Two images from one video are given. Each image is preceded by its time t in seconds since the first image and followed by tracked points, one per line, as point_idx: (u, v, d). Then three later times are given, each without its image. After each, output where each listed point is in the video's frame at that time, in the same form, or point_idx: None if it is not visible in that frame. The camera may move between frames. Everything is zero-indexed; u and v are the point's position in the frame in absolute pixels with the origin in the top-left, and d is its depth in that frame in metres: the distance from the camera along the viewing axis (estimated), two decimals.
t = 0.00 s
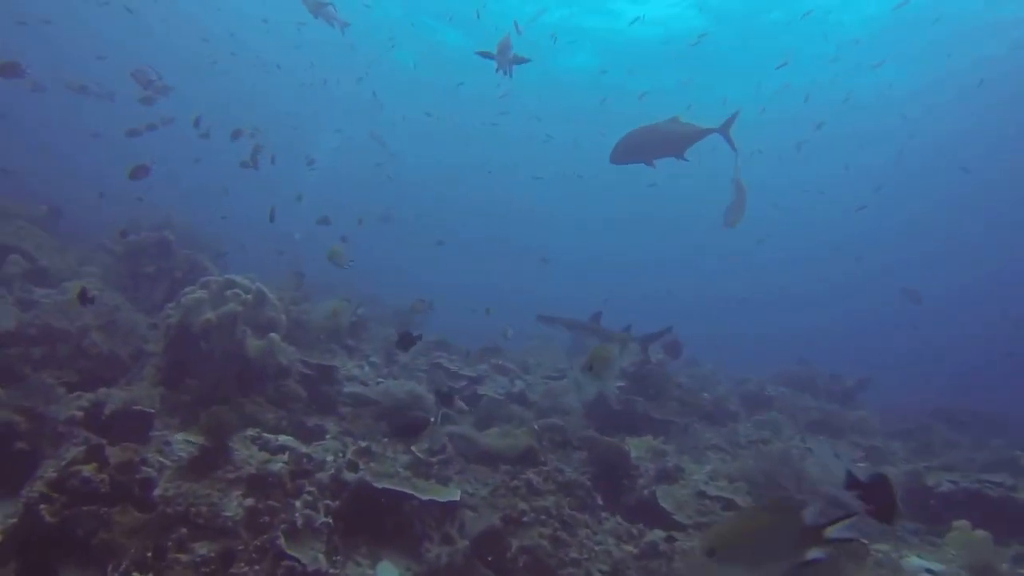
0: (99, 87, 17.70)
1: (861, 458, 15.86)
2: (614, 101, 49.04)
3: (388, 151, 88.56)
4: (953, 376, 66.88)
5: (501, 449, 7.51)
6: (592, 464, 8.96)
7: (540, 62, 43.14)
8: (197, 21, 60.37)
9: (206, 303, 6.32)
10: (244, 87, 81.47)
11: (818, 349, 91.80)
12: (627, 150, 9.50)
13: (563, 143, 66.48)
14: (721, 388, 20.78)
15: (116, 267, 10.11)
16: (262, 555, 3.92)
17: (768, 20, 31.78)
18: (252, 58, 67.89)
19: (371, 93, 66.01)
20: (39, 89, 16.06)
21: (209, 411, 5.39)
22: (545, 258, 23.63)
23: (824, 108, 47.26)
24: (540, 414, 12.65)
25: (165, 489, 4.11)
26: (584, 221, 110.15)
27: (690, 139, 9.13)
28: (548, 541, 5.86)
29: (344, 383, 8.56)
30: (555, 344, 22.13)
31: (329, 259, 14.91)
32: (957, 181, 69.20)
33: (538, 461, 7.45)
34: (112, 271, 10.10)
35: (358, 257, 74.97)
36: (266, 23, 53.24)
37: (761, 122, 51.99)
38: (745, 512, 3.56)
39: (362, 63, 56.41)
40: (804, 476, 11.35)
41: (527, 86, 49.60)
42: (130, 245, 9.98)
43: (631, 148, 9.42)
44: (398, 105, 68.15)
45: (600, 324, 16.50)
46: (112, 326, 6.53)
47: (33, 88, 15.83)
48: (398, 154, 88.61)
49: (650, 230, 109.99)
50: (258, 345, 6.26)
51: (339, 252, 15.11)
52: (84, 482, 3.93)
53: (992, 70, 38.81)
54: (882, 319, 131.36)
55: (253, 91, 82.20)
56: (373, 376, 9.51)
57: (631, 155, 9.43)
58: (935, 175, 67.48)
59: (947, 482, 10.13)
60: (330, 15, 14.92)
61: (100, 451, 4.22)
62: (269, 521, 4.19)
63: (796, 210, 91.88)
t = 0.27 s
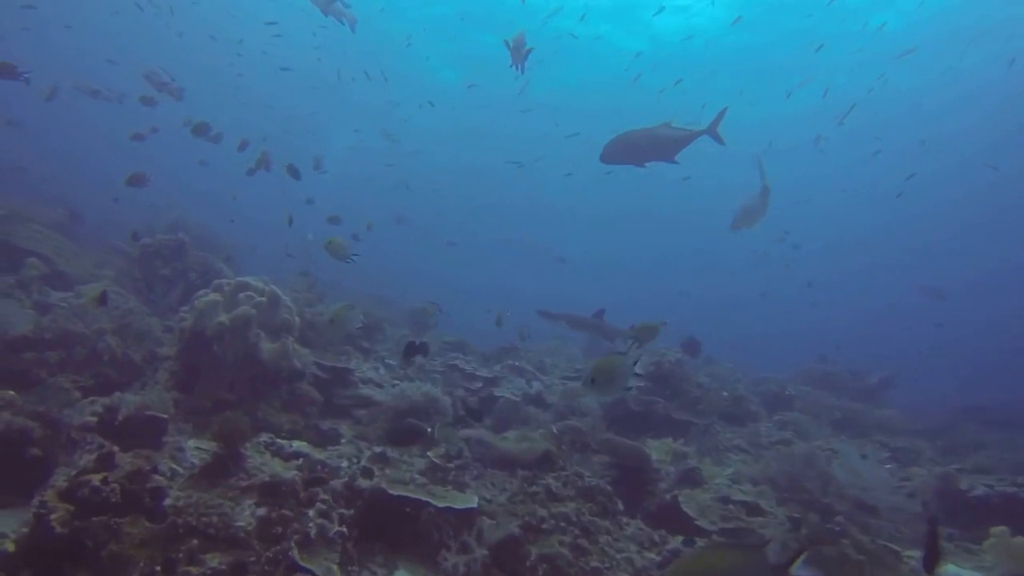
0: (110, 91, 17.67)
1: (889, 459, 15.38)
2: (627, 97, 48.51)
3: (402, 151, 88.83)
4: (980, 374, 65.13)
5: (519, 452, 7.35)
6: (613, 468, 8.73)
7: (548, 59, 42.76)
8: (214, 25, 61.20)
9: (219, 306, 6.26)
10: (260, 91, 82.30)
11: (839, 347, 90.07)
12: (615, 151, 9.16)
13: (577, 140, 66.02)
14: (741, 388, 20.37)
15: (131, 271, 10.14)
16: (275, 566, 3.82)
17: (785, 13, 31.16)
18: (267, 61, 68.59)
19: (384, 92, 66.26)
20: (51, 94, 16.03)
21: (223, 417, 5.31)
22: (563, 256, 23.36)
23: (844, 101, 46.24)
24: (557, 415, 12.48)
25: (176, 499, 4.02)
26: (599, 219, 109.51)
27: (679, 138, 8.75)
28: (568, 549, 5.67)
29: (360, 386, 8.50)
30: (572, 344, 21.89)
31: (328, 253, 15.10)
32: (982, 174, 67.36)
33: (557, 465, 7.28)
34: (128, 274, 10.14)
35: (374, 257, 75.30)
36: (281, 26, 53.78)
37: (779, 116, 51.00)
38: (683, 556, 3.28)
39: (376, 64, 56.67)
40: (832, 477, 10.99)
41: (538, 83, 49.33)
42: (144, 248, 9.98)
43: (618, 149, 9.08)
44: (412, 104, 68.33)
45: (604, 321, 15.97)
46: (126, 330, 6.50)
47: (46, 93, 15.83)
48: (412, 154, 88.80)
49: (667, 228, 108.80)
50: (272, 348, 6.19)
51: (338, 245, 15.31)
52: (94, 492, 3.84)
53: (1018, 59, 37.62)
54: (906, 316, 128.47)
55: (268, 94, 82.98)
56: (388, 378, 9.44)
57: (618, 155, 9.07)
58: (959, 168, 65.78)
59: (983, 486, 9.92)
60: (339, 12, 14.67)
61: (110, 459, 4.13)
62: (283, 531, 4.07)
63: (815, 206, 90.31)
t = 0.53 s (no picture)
0: (119, 95, 17.58)
1: (918, 460, 14.90)
2: (638, 95, 48.03)
3: (416, 154, 89.12)
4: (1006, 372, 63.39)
5: (538, 456, 7.20)
6: (634, 470, 8.53)
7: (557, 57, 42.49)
8: (230, 26, 61.99)
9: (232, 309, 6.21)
10: (275, 97, 83.22)
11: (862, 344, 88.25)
12: (610, 149, 8.80)
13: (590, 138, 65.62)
14: (763, 387, 19.94)
15: (147, 276, 10.18)
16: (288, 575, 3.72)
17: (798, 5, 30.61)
18: (281, 65, 69.39)
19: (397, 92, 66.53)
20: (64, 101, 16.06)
21: (235, 424, 5.22)
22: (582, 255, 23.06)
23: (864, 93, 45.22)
24: (576, 417, 12.30)
25: (188, 507, 3.96)
26: (613, 220, 108.82)
27: (675, 143, 8.43)
28: (589, 557, 5.48)
29: (376, 390, 8.43)
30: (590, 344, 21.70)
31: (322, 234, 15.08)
32: (1008, 166, 65.48)
33: (577, 468, 7.10)
34: (144, 279, 10.18)
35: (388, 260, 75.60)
36: (294, 25, 54.29)
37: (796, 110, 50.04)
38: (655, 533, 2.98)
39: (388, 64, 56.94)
40: (861, 478, 10.64)
41: (549, 81, 49.08)
42: (159, 252, 9.99)
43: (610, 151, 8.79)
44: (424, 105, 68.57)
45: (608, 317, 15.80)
46: (140, 335, 6.47)
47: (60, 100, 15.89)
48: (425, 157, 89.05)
49: (682, 226, 107.61)
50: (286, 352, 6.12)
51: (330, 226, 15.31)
52: (105, 499, 3.76)
53: None
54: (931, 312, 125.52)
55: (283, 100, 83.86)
56: (405, 381, 9.35)
57: (610, 155, 8.72)
58: (984, 161, 64.01)
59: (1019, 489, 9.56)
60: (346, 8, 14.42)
61: (120, 468, 4.06)
62: (296, 540, 3.96)
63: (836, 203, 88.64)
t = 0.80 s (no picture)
0: (127, 100, 17.47)
1: (949, 459, 14.42)
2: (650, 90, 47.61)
3: (429, 155, 89.32)
4: None
5: (557, 459, 7.05)
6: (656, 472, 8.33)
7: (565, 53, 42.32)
8: (246, 30, 62.83)
9: (245, 314, 6.15)
10: (289, 102, 83.92)
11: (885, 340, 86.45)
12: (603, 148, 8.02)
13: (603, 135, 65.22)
14: (785, 385, 19.50)
15: (162, 281, 10.21)
16: None
17: None
18: (296, 68, 70.01)
19: (410, 93, 66.82)
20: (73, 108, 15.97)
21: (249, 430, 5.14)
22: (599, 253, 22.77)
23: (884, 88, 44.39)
24: (595, 418, 12.12)
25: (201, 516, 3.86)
26: (629, 218, 108.01)
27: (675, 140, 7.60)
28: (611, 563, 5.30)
29: (392, 393, 8.36)
30: (608, 343, 21.46)
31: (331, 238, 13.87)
32: None
33: (597, 472, 6.95)
34: (160, 284, 10.22)
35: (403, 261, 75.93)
36: (308, 27, 54.74)
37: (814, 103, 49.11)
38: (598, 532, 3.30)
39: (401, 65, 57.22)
40: (891, 478, 10.28)
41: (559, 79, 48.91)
42: (174, 257, 10.01)
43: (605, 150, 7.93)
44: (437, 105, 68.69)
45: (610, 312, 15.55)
46: (154, 340, 6.44)
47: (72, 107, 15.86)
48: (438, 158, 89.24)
49: (698, 222, 106.38)
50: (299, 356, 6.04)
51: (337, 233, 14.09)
52: (116, 508, 3.67)
53: None
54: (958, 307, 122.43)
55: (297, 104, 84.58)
56: (421, 383, 9.26)
57: (605, 153, 7.88)
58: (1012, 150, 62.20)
59: None
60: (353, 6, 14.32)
61: (134, 475, 3.98)
62: (311, 548, 3.86)
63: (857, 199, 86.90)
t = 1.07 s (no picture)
0: (132, 104, 17.44)
1: (981, 458, 13.92)
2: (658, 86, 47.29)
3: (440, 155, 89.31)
4: None
5: (576, 461, 6.89)
6: (679, 474, 8.08)
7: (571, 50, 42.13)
8: (257, 35, 63.36)
9: (257, 318, 6.10)
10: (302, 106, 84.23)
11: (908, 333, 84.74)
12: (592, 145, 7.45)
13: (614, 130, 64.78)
14: (808, 382, 19.08)
15: (176, 286, 10.25)
16: None
17: None
18: (307, 70, 70.38)
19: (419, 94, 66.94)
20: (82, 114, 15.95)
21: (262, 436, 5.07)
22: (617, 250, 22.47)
23: (896, 72, 43.51)
24: (614, 419, 11.94)
25: (213, 525, 3.77)
26: (644, 216, 107.22)
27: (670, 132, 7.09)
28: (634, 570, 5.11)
29: (407, 395, 8.28)
30: (625, 342, 21.21)
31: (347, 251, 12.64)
32: None
33: (618, 476, 6.79)
34: (173, 288, 10.25)
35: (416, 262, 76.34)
36: (315, 27, 54.79)
37: (827, 94, 48.17)
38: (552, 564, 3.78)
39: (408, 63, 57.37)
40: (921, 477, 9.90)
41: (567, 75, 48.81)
42: (187, 261, 10.06)
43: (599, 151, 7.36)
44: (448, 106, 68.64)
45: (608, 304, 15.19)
46: (167, 346, 6.41)
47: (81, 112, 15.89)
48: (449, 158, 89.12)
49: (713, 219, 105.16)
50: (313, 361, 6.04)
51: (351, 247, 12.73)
52: (127, 518, 3.60)
53: None
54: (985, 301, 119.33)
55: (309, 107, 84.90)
56: (437, 386, 9.14)
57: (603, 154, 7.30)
58: None
59: None
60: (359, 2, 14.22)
61: (145, 483, 3.91)
62: (325, 558, 3.77)
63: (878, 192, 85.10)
